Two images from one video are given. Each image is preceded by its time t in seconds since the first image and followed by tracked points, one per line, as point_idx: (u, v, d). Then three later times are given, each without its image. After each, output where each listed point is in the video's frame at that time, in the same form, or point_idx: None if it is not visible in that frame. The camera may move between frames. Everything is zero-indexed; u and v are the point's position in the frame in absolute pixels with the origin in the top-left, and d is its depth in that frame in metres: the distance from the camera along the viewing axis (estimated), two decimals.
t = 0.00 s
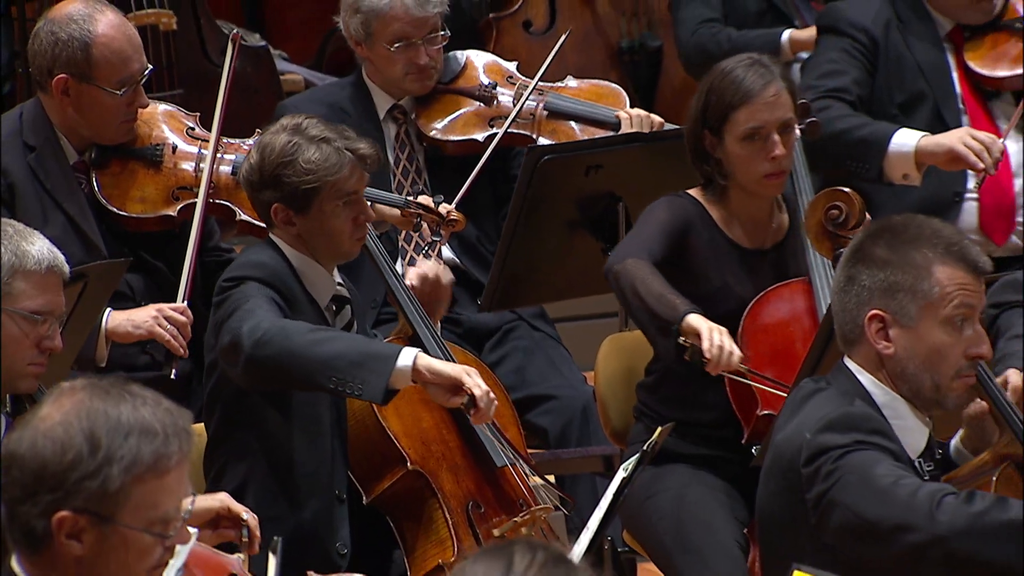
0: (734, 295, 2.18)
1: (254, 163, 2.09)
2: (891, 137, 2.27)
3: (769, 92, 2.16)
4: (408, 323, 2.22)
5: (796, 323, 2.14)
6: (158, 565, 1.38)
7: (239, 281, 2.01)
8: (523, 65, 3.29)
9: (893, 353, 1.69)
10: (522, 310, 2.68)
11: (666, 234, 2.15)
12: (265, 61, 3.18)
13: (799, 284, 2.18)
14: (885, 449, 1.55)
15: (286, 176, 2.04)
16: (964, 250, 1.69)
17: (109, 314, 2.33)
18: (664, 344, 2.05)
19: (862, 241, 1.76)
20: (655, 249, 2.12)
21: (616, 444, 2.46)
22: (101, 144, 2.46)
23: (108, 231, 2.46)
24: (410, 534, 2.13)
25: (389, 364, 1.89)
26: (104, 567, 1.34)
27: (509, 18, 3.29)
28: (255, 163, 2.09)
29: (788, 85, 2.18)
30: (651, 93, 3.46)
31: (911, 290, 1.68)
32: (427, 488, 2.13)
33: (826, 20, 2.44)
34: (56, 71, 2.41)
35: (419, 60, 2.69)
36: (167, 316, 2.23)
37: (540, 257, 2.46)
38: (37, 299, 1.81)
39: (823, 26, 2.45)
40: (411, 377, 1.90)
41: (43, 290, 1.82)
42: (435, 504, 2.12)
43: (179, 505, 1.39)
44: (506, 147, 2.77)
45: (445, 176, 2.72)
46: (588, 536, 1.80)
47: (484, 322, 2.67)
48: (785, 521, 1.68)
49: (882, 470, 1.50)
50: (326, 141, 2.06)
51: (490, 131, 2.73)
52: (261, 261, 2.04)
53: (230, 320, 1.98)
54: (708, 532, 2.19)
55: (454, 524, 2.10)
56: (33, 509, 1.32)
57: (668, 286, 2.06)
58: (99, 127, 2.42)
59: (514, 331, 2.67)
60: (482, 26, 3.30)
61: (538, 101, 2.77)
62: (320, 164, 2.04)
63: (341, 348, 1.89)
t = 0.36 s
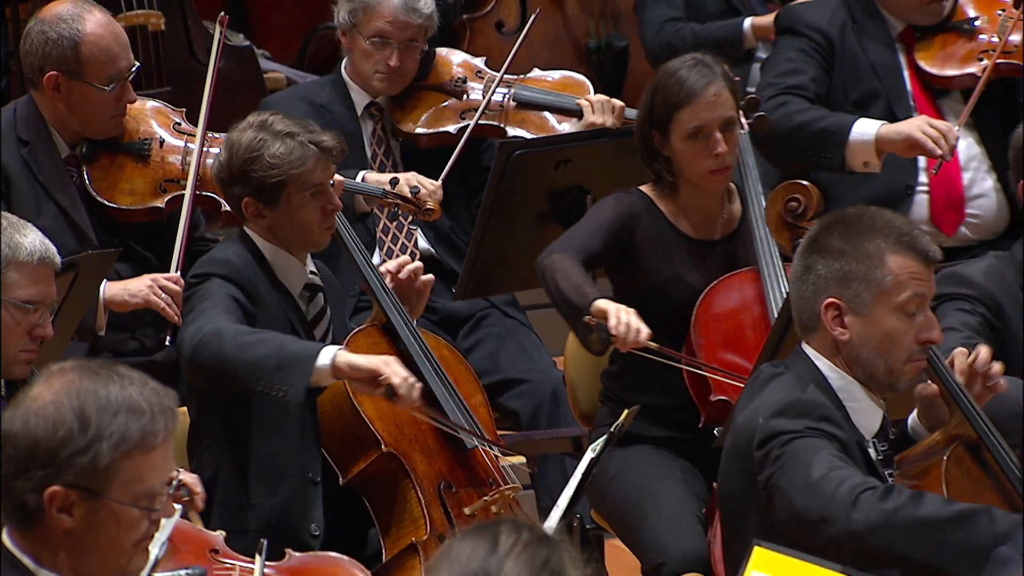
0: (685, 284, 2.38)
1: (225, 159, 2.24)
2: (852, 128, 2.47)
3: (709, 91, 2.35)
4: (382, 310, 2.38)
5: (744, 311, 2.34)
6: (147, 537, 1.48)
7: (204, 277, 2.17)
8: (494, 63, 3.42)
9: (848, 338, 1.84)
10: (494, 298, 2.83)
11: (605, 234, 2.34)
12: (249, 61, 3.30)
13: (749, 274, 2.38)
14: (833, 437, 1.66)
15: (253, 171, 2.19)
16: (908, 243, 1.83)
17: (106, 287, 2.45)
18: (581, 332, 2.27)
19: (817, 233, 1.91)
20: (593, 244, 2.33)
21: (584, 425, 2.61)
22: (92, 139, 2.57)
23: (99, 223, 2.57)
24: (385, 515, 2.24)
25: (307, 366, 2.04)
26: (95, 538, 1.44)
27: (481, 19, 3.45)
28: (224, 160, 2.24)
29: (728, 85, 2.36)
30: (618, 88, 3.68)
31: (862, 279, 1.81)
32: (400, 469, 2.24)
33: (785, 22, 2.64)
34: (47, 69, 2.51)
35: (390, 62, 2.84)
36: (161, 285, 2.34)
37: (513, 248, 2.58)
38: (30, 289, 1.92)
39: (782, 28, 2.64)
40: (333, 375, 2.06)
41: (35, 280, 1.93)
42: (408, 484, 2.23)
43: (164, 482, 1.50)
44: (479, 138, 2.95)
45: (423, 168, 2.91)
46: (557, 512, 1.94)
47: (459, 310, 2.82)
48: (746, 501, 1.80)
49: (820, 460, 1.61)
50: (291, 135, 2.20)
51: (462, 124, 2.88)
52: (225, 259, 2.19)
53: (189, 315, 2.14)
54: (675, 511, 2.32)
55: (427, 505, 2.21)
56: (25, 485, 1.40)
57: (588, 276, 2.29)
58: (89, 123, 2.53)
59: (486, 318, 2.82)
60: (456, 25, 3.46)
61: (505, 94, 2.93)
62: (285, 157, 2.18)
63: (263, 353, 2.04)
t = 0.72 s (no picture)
0: (633, 273, 2.62)
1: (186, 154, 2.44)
2: (812, 113, 2.58)
3: (648, 86, 2.58)
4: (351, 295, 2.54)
5: (692, 294, 2.58)
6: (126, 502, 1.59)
7: (160, 272, 2.36)
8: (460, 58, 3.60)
9: (800, 321, 2.13)
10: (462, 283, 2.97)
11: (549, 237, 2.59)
12: (229, 55, 3.41)
13: (696, 259, 2.63)
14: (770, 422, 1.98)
15: (213, 166, 2.37)
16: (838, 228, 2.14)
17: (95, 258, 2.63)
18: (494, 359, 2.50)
19: (771, 220, 2.20)
20: (528, 238, 2.60)
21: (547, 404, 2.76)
22: (76, 130, 2.68)
23: (85, 211, 2.68)
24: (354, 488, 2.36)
25: (219, 368, 2.22)
26: (76, 504, 1.55)
27: (450, 15, 3.61)
28: (184, 156, 2.43)
29: (665, 80, 2.60)
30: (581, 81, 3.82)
31: (816, 267, 2.11)
32: (368, 447, 2.35)
33: (742, 18, 2.75)
34: (33, 64, 2.63)
35: (363, 52, 3.03)
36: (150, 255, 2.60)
37: (480, 233, 2.72)
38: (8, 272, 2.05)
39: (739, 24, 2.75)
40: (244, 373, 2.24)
41: (11, 263, 2.07)
42: (375, 462, 2.35)
43: (140, 452, 1.60)
44: (448, 129, 3.17)
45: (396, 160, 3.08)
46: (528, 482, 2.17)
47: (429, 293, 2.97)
48: (685, 467, 2.10)
49: (745, 443, 1.91)
50: (244, 130, 2.39)
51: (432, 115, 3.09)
52: (179, 256, 2.37)
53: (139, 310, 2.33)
54: (630, 496, 2.53)
55: (394, 482, 2.32)
56: (8, 454, 1.52)
57: (498, 305, 2.52)
58: (74, 115, 2.65)
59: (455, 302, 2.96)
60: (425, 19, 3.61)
61: (473, 86, 3.15)
62: (240, 151, 2.38)
63: (182, 357, 2.22)
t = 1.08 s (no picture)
0: (584, 266, 2.81)
1: (168, 151, 2.58)
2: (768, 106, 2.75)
3: (598, 91, 2.76)
4: (324, 288, 2.67)
5: (644, 286, 2.78)
6: (100, 480, 1.67)
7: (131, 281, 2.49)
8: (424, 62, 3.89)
9: (753, 310, 2.26)
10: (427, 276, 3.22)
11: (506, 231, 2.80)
12: (203, 57, 3.52)
13: (647, 253, 2.82)
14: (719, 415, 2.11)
15: (194, 163, 2.53)
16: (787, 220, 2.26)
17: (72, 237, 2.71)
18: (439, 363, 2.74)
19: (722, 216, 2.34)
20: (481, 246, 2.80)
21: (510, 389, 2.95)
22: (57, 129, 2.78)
23: (64, 206, 2.79)
24: (325, 475, 2.46)
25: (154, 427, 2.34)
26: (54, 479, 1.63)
27: (416, 18, 3.88)
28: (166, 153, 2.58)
29: (615, 86, 2.78)
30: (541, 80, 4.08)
31: (767, 258, 2.25)
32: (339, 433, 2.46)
33: (696, 21, 2.94)
34: (15, 66, 2.72)
35: (329, 52, 3.22)
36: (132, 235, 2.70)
37: (443, 226, 2.92)
38: None
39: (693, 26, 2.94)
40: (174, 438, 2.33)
41: None
42: (346, 447, 2.45)
43: (115, 430, 1.68)
44: (414, 125, 3.33)
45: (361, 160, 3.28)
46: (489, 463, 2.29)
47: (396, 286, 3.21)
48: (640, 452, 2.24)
49: (690, 438, 2.03)
50: (226, 131, 2.54)
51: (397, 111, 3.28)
52: (149, 265, 2.50)
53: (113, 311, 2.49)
54: (587, 480, 2.70)
55: (362, 463, 2.44)
56: None
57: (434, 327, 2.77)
58: (55, 116, 2.75)
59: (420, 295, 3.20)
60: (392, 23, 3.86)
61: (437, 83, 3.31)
62: (221, 150, 2.53)
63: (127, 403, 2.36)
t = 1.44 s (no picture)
0: (558, 266, 2.95)
1: (164, 153, 2.68)
2: (736, 99, 2.98)
3: (579, 100, 2.91)
4: (306, 285, 2.78)
5: (613, 285, 2.89)
6: (67, 474, 1.85)
7: (140, 269, 2.61)
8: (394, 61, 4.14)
9: (713, 307, 2.39)
10: (402, 274, 3.41)
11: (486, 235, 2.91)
12: (186, 65, 3.66)
13: (617, 254, 2.95)
14: (690, 403, 2.22)
15: (191, 165, 2.64)
16: (745, 222, 2.41)
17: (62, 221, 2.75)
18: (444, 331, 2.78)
19: (684, 216, 2.48)
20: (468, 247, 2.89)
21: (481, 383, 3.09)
22: (46, 134, 2.90)
23: (53, 208, 2.90)
24: (308, 464, 2.59)
25: (227, 368, 2.46)
26: (20, 464, 1.81)
27: (392, 27, 4.16)
28: (162, 155, 2.69)
29: (594, 96, 2.94)
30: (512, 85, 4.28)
31: (726, 257, 2.38)
32: (320, 424, 2.57)
33: (660, 30, 3.18)
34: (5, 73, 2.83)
35: (306, 57, 3.41)
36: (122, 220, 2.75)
37: (418, 226, 3.05)
38: None
39: (658, 34, 3.18)
40: (248, 377, 2.47)
41: None
42: (328, 437, 2.57)
43: (84, 425, 1.88)
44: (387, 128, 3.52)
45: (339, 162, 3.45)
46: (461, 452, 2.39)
47: (374, 283, 3.38)
48: (610, 445, 2.34)
49: (669, 423, 2.15)
50: (222, 134, 2.66)
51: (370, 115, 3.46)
52: (158, 252, 2.62)
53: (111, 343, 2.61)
54: (556, 467, 2.83)
55: (344, 453, 2.56)
56: None
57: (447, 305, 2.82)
58: (44, 121, 2.87)
59: (396, 292, 3.39)
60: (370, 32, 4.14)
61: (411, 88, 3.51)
62: (218, 154, 2.64)
63: (189, 355, 2.46)
